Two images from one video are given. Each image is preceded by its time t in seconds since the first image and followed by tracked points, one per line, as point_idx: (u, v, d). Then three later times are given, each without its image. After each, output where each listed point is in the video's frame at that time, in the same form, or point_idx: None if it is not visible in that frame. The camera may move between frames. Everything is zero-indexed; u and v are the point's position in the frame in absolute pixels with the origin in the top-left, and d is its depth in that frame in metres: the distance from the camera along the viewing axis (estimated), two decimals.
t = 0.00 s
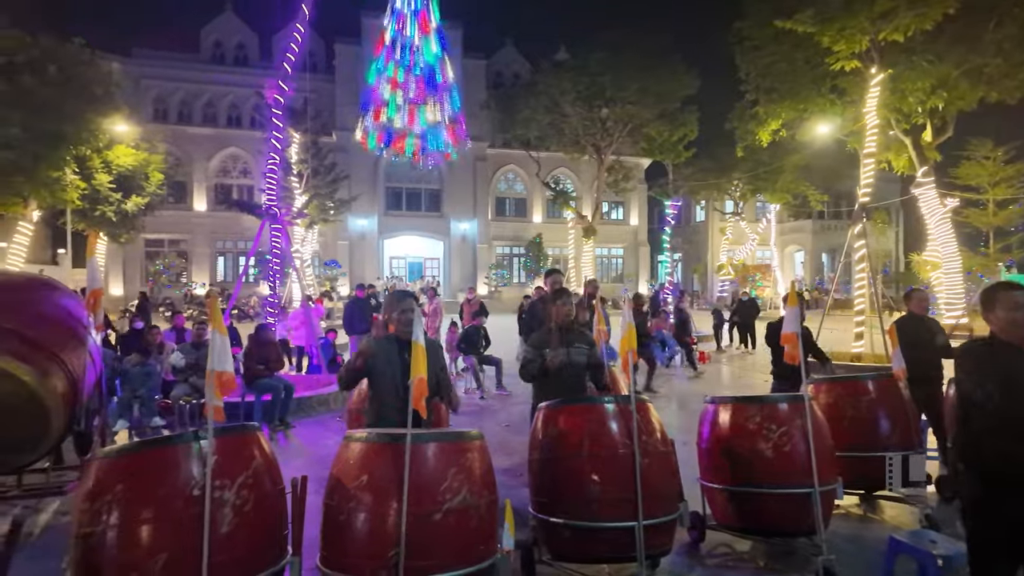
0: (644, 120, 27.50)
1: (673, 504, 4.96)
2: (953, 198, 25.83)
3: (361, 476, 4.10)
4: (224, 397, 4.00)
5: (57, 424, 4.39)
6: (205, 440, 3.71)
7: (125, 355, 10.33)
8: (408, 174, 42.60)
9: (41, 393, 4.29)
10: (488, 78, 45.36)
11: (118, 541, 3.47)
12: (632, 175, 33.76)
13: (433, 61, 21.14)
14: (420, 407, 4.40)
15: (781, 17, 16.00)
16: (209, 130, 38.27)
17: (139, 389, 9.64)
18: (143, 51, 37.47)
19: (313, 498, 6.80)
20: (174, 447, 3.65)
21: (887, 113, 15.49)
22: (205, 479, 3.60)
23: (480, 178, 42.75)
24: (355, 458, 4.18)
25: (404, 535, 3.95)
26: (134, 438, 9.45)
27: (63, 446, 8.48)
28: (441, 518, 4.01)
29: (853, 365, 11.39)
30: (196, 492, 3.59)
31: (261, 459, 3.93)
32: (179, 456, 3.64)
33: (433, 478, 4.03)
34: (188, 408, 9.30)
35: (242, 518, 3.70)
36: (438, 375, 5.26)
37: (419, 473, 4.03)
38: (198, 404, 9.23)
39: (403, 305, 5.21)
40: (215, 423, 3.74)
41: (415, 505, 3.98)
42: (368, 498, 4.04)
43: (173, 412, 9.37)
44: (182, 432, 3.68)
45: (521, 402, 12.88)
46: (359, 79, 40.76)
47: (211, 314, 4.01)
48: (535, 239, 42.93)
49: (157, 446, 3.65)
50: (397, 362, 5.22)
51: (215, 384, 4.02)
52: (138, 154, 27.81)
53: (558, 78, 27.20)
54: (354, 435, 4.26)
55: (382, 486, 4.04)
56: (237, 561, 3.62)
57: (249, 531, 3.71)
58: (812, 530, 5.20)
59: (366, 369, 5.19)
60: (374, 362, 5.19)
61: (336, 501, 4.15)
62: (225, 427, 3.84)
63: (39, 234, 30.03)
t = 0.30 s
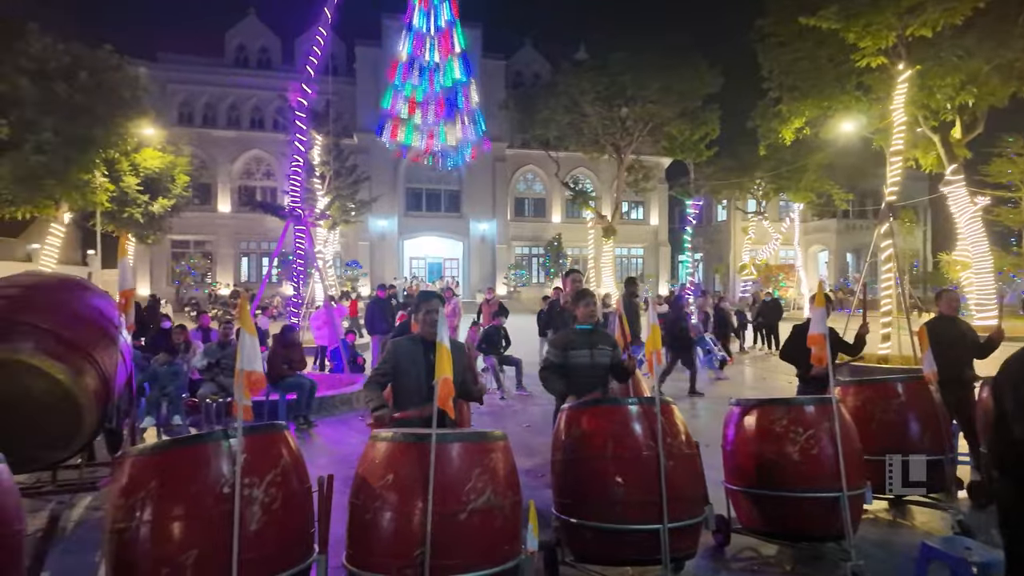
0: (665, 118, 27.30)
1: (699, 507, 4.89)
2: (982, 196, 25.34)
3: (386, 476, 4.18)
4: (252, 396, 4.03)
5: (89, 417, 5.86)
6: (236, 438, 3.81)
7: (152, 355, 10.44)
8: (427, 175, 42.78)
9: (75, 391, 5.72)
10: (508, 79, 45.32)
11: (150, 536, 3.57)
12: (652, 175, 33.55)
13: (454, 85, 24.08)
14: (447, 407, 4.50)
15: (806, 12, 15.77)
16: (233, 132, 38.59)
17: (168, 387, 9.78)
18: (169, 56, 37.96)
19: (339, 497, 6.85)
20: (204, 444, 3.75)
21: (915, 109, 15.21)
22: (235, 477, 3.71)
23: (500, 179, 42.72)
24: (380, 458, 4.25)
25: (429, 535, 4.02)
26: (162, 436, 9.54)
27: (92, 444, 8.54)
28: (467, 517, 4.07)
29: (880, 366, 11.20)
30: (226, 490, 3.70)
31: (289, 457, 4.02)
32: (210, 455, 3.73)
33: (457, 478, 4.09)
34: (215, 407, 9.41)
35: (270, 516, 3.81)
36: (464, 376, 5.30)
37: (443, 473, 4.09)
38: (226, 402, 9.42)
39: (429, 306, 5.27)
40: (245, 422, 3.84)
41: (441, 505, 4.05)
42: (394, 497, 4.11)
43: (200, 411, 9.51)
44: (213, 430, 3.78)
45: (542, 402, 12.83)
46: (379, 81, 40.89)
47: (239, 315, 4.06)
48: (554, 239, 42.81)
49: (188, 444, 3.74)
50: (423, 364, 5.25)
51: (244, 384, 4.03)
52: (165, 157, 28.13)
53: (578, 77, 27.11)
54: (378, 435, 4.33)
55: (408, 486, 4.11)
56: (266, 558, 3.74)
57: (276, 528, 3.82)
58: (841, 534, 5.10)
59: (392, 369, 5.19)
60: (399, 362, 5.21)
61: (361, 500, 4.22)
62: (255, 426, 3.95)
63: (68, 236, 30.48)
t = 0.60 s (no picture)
0: (690, 117, 27.12)
1: (732, 510, 4.85)
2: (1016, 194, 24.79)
3: (419, 475, 4.19)
4: (289, 395, 4.16)
5: (126, 413, 5.93)
6: (271, 437, 3.91)
7: (184, 353, 10.57)
8: (450, 175, 42.91)
9: (113, 389, 5.79)
10: (531, 79, 45.30)
11: (190, 532, 3.70)
12: (676, 174, 33.34)
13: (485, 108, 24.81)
14: (478, 408, 4.51)
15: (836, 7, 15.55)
16: (260, 134, 38.98)
17: (199, 385, 9.86)
18: (199, 60, 38.55)
19: (372, 495, 6.89)
20: (241, 442, 3.85)
21: (949, 106, 14.91)
22: (271, 474, 3.81)
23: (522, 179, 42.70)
24: (412, 458, 4.27)
25: (462, 535, 4.03)
26: (194, 433, 9.63)
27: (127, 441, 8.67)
28: (498, 517, 4.06)
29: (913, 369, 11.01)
30: (262, 487, 3.80)
31: (323, 455, 4.11)
32: (246, 452, 3.85)
33: (489, 478, 4.10)
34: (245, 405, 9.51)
35: (305, 513, 3.90)
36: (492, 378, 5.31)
37: (475, 473, 4.10)
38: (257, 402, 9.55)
39: (455, 306, 5.24)
40: (280, 421, 3.95)
41: (473, 504, 4.05)
42: (426, 496, 4.13)
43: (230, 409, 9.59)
44: (249, 428, 3.89)
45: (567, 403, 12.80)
46: (404, 82, 41.08)
47: (277, 317, 4.20)
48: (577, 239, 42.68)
49: (224, 443, 3.85)
50: (450, 364, 5.24)
51: (281, 384, 4.18)
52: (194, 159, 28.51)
53: (601, 77, 27.03)
54: (411, 435, 4.35)
55: (440, 486, 4.13)
56: (300, 554, 3.83)
57: (311, 526, 3.91)
58: (878, 540, 5.02)
59: (420, 369, 5.20)
60: (427, 363, 5.21)
61: (394, 499, 4.24)
62: (290, 424, 4.03)
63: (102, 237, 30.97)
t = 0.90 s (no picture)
0: (713, 115, 26.95)
1: (763, 513, 4.81)
2: None
3: (449, 474, 4.20)
4: (322, 394, 4.22)
5: (159, 411, 6.02)
6: (305, 435, 3.95)
7: (213, 352, 10.69)
8: (470, 175, 43.03)
9: (148, 387, 5.91)
10: (551, 79, 45.26)
11: (227, 528, 3.76)
12: (699, 173, 33.12)
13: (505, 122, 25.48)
14: (507, 408, 4.50)
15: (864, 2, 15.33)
16: (284, 136, 39.32)
17: (228, 382, 9.95)
18: (225, 64, 39.02)
19: (401, 494, 6.94)
20: (275, 441, 3.90)
21: (981, 102, 14.64)
22: (304, 472, 3.85)
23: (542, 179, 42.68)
24: (443, 457, 4.28)
25: (492, 535, 4.04)
26: (222, 431, 9.73)
27: (159, 438, 8.78)
28: (530, 518, 4.06)
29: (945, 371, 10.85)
30: (297, 484, 3.84)
31: (355, 453, 4.14)
32: (281, 450, 3.89)
33: (519, 478, 4.10)
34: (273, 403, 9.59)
35: (337, 511, 3.94)
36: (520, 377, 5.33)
37: (506, 473, 4.10)
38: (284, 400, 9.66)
39: (484, 306, 5.27)
40: (314, 419, 3.98)
41: (503, 504, 4.06)
42: (457, 496, 4.14)
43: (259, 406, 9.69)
44: (283, 426, 3.93)
45: (590, 403, 12.78)
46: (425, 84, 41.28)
47: (311, 316, 4.26)
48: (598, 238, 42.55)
49: (259, 440, 3.89)
50: (478, 362, 5.27)
51: (314, 381, 4.25)
52: (220, 161, 28.80)
53: (622, 76, 26.93)
54: (441, 435, 4.36)
55: (470, 486, 4.13)
56: (333, 550, 3.88)
57: (344, 523, 3.95)
58: (913, 546, 4.94)
59: (447, 368, 5.24)
60: (455, 362, 5.25)
61: (425, 497, 4.26)
62: (324, 423, 4.07)
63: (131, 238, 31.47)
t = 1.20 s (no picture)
0: (733, 113, 26.78)
1: (793, 516, 4.77)
2: None
3: (479, 473, 4.20)
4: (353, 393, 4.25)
5: (190, 409, 6.10)
6: (336, 433, 3.97)
7: (238, 351, 10.80)
8: (488, 175, 43.09)
9: (179, 385, 5.98)
10: (569, 78, 45.17)
11: (260, 525, 3.79)
12: (719, 172, 32.90)
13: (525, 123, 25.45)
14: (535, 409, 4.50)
15: None
16: (305, 138, 39.57)
17: (253, 382, 10.13)
18: (247, 67, 39.37)
19: (429, 493, 6.95)
20: (308, 439, 3.93)
21: (1011, 98, 14.37)
22: (336, 470, 3.88)
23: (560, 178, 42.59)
24: (473, 457, 4.28)
25: (522, 536, 4.04)
26: (248, 429, 9.90)
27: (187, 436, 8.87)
28: (559, 518, 4.06)
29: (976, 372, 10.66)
30: (329, 482, 3.87)
31: (384, 452, 4.15)
32: (313, 448, 3.92)
33: (549, 478, 4.09)
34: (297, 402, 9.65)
35: (369, 508, 3.97)
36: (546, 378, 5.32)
37: (536, 473, 4.10)
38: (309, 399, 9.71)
39: (511, 306, 5.27)
40: (346, 418, 4.01)
41: (533, 504, 4.06)
42: (487, 495, 4.14)
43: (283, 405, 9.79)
44: (316, 425, 3.95)
45: (611, 404, 12.73)
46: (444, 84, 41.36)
47: (341, 315, 4.29)
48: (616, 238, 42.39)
49: (292, 438, 3.92)
50: (504, 362, 5.25)
51: (345, 381, 4.28)
52: (242, 163, 29.06)
53: (641, 74, 26.80)
54: (470, 434, 4.37)
55: (499, 486, 4.13)
56: (364, 548, 3.91)
57: (375, 520, 3.98)
58: (947, 551, 4.88)
59: (472, 367, 5.23)
60: (481, 361, 5.23)
61: (454, 496, 4.27)
62: (355, 421, 4.09)
63: (156, 238, 31.85)
